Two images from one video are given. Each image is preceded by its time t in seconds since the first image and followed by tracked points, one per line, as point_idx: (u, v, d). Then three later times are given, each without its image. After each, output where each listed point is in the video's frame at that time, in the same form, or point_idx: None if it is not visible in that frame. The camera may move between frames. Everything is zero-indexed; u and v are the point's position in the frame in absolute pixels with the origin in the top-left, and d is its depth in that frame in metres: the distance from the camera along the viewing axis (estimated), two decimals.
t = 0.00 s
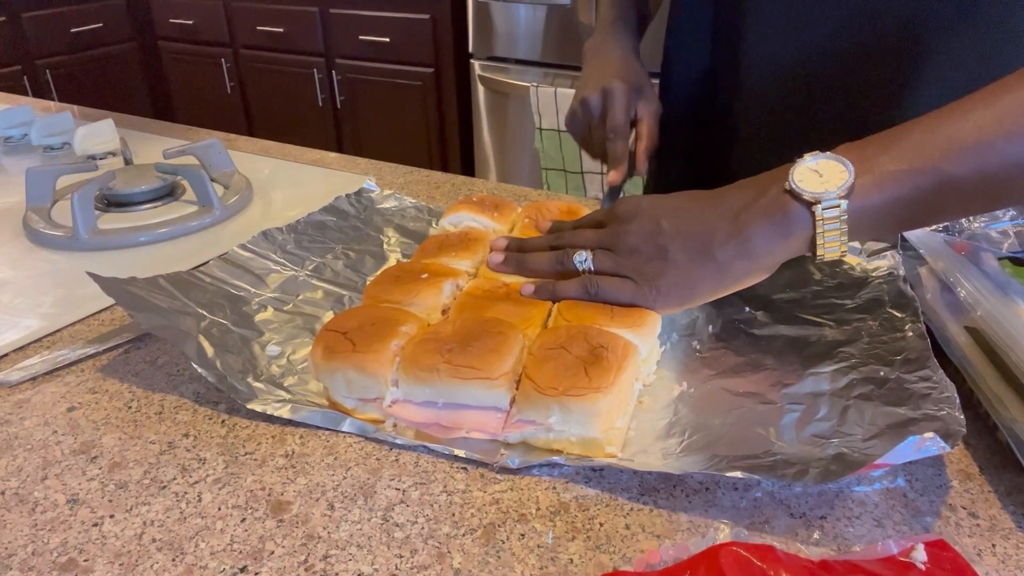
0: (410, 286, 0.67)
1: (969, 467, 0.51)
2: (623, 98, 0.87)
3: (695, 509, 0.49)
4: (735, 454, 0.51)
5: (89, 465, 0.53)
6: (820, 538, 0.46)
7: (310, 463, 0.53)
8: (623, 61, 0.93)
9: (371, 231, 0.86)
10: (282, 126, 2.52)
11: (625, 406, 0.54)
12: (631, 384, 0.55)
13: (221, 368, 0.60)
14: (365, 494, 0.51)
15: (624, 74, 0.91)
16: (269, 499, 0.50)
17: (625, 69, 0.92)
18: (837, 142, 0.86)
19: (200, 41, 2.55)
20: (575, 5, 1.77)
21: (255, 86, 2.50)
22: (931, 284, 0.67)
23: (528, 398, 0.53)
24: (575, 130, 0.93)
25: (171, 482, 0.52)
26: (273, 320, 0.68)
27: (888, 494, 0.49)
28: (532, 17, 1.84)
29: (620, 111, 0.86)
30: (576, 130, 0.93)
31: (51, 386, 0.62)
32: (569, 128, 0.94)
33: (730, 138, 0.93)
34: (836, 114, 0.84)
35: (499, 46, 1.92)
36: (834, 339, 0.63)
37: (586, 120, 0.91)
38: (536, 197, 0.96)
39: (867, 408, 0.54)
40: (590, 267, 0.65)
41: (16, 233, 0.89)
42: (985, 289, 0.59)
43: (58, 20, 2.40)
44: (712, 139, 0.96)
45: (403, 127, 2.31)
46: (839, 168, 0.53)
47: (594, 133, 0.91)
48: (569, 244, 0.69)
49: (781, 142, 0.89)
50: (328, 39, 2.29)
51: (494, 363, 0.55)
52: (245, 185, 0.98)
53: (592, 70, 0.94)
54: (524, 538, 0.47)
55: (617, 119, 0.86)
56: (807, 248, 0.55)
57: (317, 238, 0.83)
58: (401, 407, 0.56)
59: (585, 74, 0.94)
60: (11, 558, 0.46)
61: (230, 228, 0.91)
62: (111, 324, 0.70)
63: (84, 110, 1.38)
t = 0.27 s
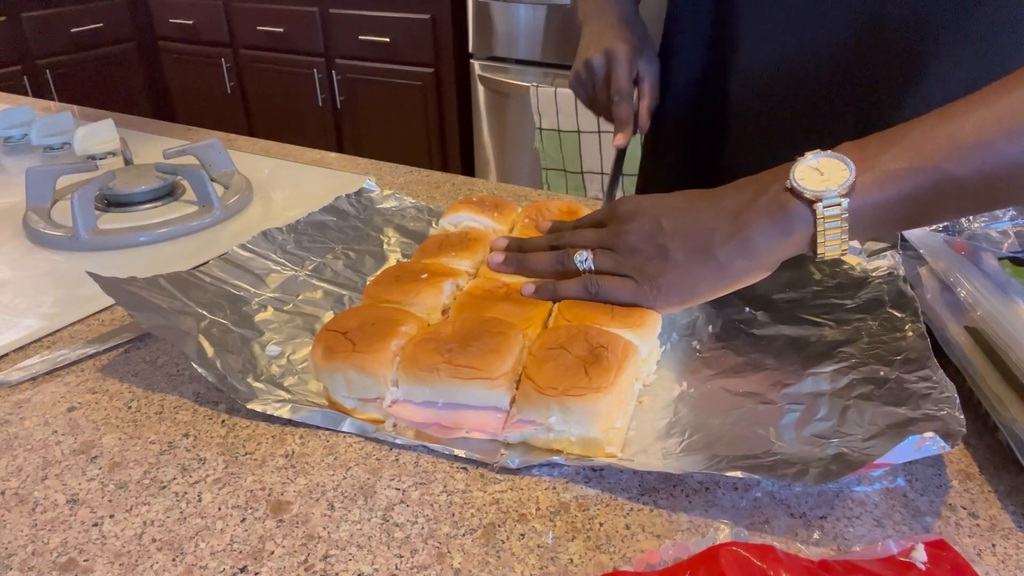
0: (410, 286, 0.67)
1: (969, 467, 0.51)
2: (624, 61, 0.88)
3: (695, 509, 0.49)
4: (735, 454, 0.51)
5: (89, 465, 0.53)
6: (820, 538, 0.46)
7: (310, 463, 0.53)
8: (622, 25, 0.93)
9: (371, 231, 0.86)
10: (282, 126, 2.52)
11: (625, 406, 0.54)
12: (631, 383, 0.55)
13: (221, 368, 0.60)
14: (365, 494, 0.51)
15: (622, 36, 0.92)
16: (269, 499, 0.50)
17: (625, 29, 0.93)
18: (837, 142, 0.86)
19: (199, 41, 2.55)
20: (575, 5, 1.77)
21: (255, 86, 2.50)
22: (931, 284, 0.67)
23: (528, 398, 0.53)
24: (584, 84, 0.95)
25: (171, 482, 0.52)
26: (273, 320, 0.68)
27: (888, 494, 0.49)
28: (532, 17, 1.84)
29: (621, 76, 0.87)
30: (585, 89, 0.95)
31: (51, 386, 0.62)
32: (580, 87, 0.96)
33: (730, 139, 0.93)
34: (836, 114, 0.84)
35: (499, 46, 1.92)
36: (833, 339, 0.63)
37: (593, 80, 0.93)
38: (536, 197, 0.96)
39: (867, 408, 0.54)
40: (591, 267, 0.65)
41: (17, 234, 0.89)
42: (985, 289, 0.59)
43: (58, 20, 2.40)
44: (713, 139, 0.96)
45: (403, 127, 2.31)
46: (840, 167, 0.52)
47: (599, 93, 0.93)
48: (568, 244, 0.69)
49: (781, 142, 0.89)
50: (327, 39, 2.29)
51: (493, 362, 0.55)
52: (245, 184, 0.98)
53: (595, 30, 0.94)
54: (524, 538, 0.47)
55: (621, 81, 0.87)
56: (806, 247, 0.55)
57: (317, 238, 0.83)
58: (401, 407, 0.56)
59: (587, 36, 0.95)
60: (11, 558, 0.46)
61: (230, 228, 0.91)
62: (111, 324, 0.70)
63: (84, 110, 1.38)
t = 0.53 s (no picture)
0: (410, 286, 0.67)
1: (969, 467, 0.51)
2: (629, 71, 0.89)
3: (695, 508, 0.49)
4: (735, 454, 0.51)
5: (89, 465, 0.53)
6: (820, 538, 0.46)
7: (310, 462, 0.53)
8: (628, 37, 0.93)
9: (371, 231, 0.86)
10: (282, 126, 2.52)
11: (625, 406, 0.54)
12: (631, 383, 0.55)
13: (221, 368, 0.60)
14: (365, 494, 0.51)
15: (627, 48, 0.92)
16: (269, 499, 0.50)
17: (629, 39, 0.93)
18: (837, 142, 0.86)
19: (199, 41, 2.54)
20: (575, 5, 1.77)
21: (255, 86, 2.50)
22: (931, 284, 0.67)
23: (528, 398, 0.53)
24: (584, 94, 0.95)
25: (171, 482, 0.52)
26: (273, 320, 0.68)
27: (888, 494, 0.49)
28: (532, 17, 1.83)
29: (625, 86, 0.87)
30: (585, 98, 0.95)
31: (51, 386, 0.62)
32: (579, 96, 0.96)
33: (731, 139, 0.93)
34: (837, 114, 0.84)
35: (499, 46, 1.92)
36: (833, 339, 0.63)
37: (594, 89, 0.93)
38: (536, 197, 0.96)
39: (867, 408, 0.54)
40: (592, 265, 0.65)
41: (17, 234, 0.89)
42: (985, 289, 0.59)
43: (58, 20, 2.40)
44: (713, 139, 0.96)
45: (403, 127, 2.31)
46: (842, 169, 0.53)
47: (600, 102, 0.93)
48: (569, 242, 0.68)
49: (781, 142, 0.89)
50: (327, 39, 2.29)
51: (493, 363, 0.55)
52: (245, 185, 0.98)
53: (598, 39, 0.94)
54: (524, 538, 0.47)
55: (624, 92, 0.87)
56: (807, 249, 0.55)
57: (317, 238, 0.83)
58: (401, 407, 0.56)
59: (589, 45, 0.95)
60: (11, 558, 0.46)
61: (230, 228, 0.91)
62: (111, 324, 0.70)
63: (84, 110, 1.38)
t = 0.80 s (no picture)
0: (410, 286, 0.67)
1: (969, 467, 0.51)
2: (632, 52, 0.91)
3: (695, 508, 0.49)
4: (736, 454, 0.51)
5: (89, 465, 0.53)
6: (820, 538, 0.46)
7: (310, 463, 0.53)
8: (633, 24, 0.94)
9: (371, 231, 0.86)
10: (282, 126, 2.52)
11: (624, 406, 0.54)
12: (631, 384, 0.55)
13: (221, 368, 0.60)
14: (365, 494, 0.51)
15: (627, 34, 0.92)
16: (269, 499, 0.50)
17: (626, 20, 0.94)
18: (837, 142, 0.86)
19: (200, 41, 2.54)
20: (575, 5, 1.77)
21: (255, 86, 2.50)
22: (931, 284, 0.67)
23: (527, 398, 0.53)
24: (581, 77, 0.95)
25: (171, 482, 0.52)
26: (273, 320, 0.68)
27: (888, 494, 0.49)
28: (532, 17, 1.83)
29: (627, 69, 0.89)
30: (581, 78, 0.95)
31: (51, 386, 0.62)
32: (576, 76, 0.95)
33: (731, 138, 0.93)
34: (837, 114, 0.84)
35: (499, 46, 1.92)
36: (833, 339, 0.63)
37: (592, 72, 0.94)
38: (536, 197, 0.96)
39: (867, 408, 0.54)
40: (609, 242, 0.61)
41: (17, 234, 0.89)
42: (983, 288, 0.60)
43: (58, 20, 2.40)
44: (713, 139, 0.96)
45: (403, 127, 2.31)
46: (882, 156, 0.51)
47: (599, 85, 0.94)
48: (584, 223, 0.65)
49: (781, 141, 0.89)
50: (327, 39, 2.29)
51: (493, 363, 0.55)
52: (245, 185, 0.98)
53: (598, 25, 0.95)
54: (524, 538, 0.47)
55: (625, 73, 0.89)
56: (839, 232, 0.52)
57: (317, 238, 0.83)
58: (401, 407, 0.56)
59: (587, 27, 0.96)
60: (11, 558, 0.46)
61: (230, 228, 0.90)
62: (111, 324, 0.70)
63: (84, 110, 1.38)
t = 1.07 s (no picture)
0: (411, 286, 0.67)
1: (969, 467, 0.51)
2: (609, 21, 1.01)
3: (695, 508, 0.49)
4: (736, 454, 0.51)
5: (89, 465, 0.53)
6: (820, 538, 0.46)
7: (310, 463, 0.53)
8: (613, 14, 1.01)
9: (371, 231, 0.86)
10: (282, 126, 2.52)
11: (625, 406, 0.54)
12: (631, 383, 0.55)
13: (221, 368, 0.60)
14: (365, 494, 0.51)
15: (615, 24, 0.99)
16: (269, 499, 0.50)
17: None
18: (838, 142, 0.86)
19: (199, 42, 2.54)
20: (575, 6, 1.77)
21: (255, 86, 2.50)
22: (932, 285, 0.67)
23: (527, 398, 0.52)
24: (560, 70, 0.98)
25: (171, 482, 0.52)
26: (273, 320, 0.68)
27: (888, 494, 0.49)
28: (532, 18, 1.83)
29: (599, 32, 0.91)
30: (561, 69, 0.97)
31: (51, 386, 0.62)
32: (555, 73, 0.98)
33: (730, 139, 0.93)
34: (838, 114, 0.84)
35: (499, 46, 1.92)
36: (832, 339, 0.63)
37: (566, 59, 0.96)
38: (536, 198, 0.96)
39: (867, 408, 0.54)
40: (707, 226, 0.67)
41: (16, 234, 0.89)
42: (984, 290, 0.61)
43: (58, 20, 2.39)
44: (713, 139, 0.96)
45: (403, 127, 2.31)
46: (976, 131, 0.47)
47: None
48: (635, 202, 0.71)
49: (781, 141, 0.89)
50: (327, 40, 2.29)
51: (493, 363, 0.55)
52: (245, 185, 0.98)
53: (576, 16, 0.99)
54: (524, 538, 0.47)
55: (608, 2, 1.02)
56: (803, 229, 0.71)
57: (317, 238, 0.83)
58: (401, 407, 0.56)
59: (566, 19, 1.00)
60: (11, 558, 0.46)
61: (230, 228, 0.90)
62: (111, 325, 0.70)
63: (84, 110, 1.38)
